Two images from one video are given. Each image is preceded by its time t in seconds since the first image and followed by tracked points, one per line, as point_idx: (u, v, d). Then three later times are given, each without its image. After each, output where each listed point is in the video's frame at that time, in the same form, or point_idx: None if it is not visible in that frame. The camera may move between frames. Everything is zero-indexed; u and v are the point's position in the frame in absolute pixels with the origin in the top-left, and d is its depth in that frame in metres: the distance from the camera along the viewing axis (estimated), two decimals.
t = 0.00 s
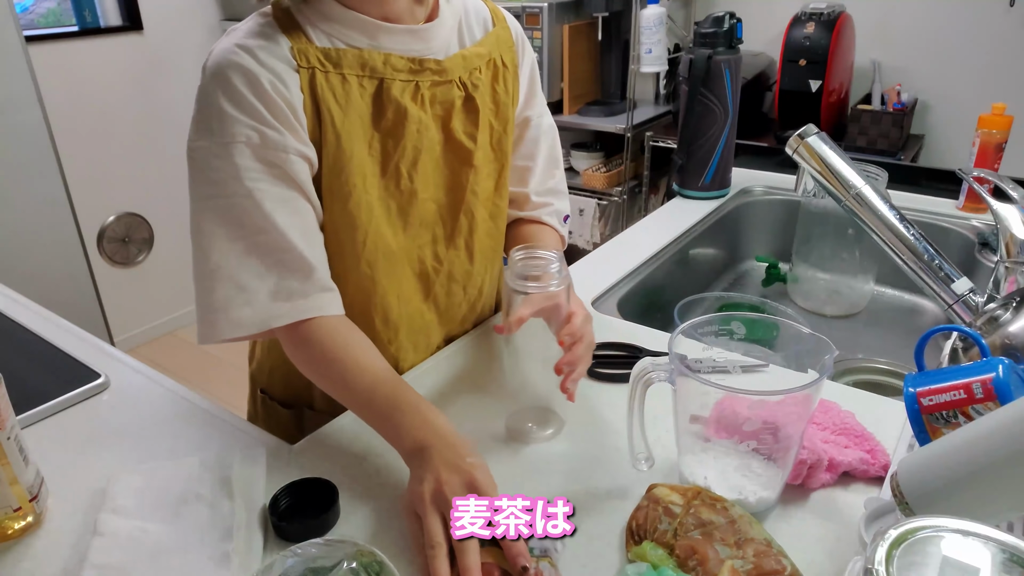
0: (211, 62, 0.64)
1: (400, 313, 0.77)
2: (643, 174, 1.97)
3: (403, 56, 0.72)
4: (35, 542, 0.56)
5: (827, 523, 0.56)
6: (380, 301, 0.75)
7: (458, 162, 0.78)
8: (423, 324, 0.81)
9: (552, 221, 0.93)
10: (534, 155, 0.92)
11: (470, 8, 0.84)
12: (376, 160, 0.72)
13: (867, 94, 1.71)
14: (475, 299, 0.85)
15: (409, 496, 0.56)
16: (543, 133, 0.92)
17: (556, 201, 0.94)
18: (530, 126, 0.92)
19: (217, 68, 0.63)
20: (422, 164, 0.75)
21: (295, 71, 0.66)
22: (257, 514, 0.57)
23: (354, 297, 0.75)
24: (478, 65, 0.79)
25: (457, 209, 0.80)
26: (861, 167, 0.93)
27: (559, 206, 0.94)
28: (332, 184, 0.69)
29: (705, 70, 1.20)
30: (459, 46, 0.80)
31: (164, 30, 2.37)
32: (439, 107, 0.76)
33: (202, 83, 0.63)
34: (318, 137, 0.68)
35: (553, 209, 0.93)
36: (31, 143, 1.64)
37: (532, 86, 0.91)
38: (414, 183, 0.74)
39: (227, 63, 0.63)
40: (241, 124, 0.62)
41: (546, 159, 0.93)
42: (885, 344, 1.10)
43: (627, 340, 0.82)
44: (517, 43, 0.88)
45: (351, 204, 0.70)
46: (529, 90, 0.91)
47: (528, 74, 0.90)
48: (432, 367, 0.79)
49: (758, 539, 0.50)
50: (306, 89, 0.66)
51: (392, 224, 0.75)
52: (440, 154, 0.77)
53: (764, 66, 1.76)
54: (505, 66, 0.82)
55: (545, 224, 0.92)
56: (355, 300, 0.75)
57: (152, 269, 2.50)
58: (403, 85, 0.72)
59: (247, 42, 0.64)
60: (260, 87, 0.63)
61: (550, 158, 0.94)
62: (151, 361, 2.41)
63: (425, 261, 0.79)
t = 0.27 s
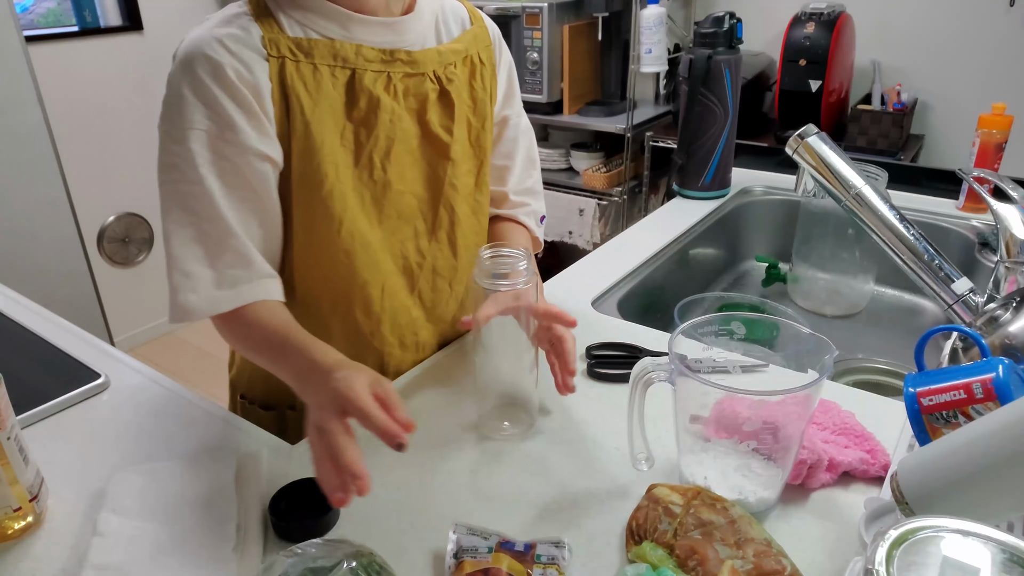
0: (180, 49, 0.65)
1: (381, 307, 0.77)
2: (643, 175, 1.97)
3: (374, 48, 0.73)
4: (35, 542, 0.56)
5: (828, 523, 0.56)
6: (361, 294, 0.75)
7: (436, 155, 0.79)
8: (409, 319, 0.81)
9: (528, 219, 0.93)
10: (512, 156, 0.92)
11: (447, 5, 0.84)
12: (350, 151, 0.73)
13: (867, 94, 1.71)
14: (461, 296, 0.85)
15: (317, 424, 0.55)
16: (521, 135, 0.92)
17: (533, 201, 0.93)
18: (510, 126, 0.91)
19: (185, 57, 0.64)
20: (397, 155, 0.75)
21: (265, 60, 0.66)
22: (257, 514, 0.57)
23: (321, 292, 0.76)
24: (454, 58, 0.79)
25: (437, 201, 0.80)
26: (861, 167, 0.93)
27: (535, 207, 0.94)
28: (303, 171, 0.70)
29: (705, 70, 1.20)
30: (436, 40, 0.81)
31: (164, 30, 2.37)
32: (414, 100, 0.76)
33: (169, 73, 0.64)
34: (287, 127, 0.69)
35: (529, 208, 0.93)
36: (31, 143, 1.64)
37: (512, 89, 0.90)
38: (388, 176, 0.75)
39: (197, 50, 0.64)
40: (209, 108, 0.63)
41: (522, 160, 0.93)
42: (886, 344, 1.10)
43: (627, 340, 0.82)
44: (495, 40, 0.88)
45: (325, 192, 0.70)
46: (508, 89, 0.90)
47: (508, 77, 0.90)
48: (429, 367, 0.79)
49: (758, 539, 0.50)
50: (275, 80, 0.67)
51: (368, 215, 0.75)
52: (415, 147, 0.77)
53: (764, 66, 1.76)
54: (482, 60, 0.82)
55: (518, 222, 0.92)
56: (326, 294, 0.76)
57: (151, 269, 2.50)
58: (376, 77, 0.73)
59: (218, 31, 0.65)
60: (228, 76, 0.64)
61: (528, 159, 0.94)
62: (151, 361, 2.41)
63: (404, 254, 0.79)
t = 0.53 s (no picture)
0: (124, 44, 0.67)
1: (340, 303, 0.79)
2: (643, 174, 1.97)
3: (327, 43, 0.74)
4: (35, 542, 0.56)
5: (829, 523, 0.56)
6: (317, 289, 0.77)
7: (393, 150, 0.80)
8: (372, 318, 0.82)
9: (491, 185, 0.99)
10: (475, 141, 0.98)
11: (412, 0, 0.84)
12: (299, 147, 0.74)
13: (867, 94, 1.71)
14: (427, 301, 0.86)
15: (169, 348, 0.56)
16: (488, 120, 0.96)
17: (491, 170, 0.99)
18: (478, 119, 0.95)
19: (128, 54, 0.66)
20: (350, 150, 0.76)
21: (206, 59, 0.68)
22: (257, 514, 0.57)
23: (271, 287, 0.79)
24: (412, 54, 0.79)
25: (398, 200, 0.81)
26: (860, 167, 0.93)
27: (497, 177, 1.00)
28: (252, 169, 0.72)
29: (705, 70, 1.21)
30: (397, 36, 0.81)
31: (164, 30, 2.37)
32: (370, 95, 0.77)
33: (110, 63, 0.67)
34: (232, 124, 0.71)
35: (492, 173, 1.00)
36: (31, 143, 1.64)
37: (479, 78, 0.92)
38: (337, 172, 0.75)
39: (145, 44, 0.66)
40: (153, 100, 0.66)
41: (484, 138, 0.98)
42: (885, 344, 1.10)
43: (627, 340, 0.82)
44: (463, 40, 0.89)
45: (275, 183, 0.72)
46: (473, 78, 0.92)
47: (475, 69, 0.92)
48: (430, 368, 0.79)
49: (758, 539, 0.50)
50: (218, 78, 0.69)
51: (320, 212, 0.77)
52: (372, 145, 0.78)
53: (764, 66, 1.76)
54: (444, 58, 0.83)
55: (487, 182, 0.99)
56: (277, 287, 0.79)
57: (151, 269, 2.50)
58: (326, 72, 0.74)
59: (163, 27, 0.67)
60: (173, 73, 0.66)
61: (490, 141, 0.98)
62: (151, 361, 2.41)
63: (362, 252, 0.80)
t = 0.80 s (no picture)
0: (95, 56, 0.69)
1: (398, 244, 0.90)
2: (643, 174, 1.97)
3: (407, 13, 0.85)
4: (35, 542, 0.56)
5: (829, 523, 0.56)
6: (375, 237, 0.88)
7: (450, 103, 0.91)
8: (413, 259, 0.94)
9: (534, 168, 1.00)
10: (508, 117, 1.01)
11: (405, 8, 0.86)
12: (389, 91, 0.86)
13: (867, 94, 1.71)
14: (441, 261, 0.98)
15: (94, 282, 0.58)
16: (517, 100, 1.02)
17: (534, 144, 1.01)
18: (508, 89, 1.01)
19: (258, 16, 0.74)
20: (425, 99, 0.88)
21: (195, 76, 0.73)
22: (257, 514, 0.57)
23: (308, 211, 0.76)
24: (472, 31, 0.92)
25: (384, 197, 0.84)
26: (860, 167, 0.93)
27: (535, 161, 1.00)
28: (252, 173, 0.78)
29: (705, 69, 1.20)
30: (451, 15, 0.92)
31: (164, 30, 2.37)
32: (435, 56, 0.89)
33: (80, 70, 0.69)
34: (344, 62, 0.81)
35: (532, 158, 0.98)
36: (31, 143, 1.64)
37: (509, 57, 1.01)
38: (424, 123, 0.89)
39: None
40: (263, 51, 0.72)
41: (517, 115, 1.01)
42: (886, 344, 1.10)
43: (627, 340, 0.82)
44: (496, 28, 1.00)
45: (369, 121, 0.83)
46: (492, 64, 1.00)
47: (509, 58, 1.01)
48: (429, 368, 0.79)
49: (758, 539, 0.50)
50: (333, 27, 0.79)
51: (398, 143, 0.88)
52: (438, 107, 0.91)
53: (765, 66, 1.76)
54: (491, 36, 0.95)
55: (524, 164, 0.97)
56: (321, 211, 0.77)
57: (151, 269, 2.50)
58: (411, 34, 0.85)
59: None
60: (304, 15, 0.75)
61: (523, 119, 1.02)
62: (151, 361, 2.41)
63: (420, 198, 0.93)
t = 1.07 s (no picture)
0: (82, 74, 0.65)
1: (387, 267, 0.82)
2: (643, 174, 1.97)
3: (401, 14, 0.78)
4: (35, 542, 0.56)
5: (828, 523, 0.56)
6: (367, 261, 0.80)
7: (446, 113, 0.84)
8: (409, 281, 0.85)
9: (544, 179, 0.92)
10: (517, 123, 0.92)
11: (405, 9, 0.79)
12: (379, 99, 0.79)
13: (867, 94, 1.71)
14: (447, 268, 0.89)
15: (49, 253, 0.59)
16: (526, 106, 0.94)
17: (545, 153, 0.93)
18: (516, 94, 0.93)
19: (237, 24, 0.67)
20: (419, 107, 0.81)
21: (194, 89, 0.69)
22: (257, 514, 0.57)
23: (310, 254, 0.69)
24: (473, 30, 0.84)
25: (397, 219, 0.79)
26: (860, 167, 0.93)
27: (548, 172, 0.93)
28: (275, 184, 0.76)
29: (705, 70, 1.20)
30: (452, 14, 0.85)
31: (165, 30, 2.37)
32: (432, 61, 0.81)
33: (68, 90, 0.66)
34: (330, 69, 0.75)
35: (542, 172, 0.92)
36: (31, 143, 1.64)
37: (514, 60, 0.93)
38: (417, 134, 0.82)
39: None
40: (249, 57, 0.65)
41: (524, 119, 0.93)
42: (886, 344, 1.10)
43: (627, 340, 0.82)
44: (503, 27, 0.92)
45: (354, 132, 0.76)
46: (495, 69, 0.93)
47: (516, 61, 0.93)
48: (429, 368, 0.79)
49: (758, 539, 0.50)
50: (319, 32, 0.73)
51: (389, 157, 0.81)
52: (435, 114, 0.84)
53: (764, 66, 1.76)
54: (496, 36, 0.87)
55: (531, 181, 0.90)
56: (328, 256, 0.69)
57: (151, 269, 2.50)
58: (404, 37, 0.78)
59: None
60: (291, 22, 0.69)
61: (530, 126, 0.93)
62: (151, 361, 2.41)
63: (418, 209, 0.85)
